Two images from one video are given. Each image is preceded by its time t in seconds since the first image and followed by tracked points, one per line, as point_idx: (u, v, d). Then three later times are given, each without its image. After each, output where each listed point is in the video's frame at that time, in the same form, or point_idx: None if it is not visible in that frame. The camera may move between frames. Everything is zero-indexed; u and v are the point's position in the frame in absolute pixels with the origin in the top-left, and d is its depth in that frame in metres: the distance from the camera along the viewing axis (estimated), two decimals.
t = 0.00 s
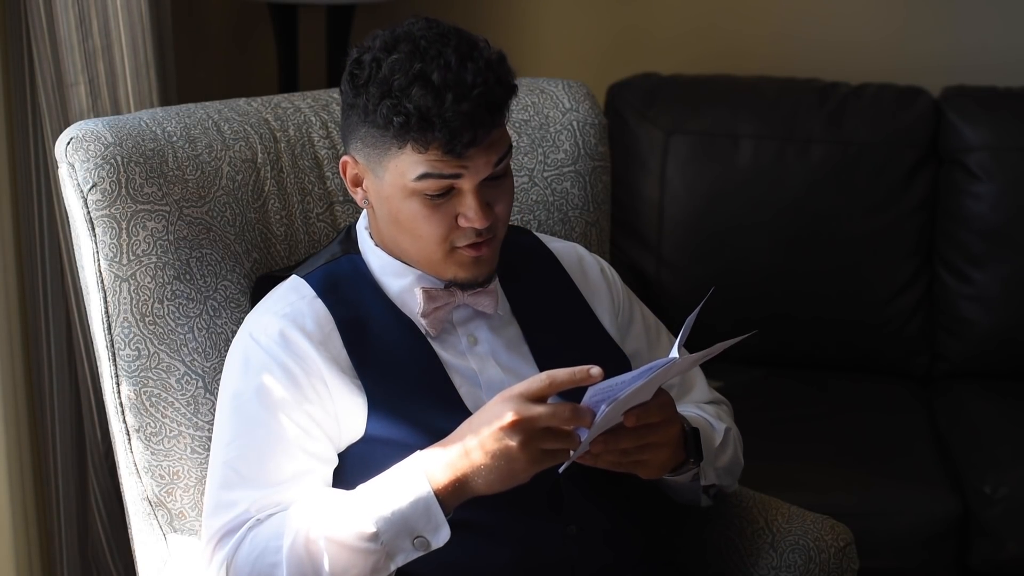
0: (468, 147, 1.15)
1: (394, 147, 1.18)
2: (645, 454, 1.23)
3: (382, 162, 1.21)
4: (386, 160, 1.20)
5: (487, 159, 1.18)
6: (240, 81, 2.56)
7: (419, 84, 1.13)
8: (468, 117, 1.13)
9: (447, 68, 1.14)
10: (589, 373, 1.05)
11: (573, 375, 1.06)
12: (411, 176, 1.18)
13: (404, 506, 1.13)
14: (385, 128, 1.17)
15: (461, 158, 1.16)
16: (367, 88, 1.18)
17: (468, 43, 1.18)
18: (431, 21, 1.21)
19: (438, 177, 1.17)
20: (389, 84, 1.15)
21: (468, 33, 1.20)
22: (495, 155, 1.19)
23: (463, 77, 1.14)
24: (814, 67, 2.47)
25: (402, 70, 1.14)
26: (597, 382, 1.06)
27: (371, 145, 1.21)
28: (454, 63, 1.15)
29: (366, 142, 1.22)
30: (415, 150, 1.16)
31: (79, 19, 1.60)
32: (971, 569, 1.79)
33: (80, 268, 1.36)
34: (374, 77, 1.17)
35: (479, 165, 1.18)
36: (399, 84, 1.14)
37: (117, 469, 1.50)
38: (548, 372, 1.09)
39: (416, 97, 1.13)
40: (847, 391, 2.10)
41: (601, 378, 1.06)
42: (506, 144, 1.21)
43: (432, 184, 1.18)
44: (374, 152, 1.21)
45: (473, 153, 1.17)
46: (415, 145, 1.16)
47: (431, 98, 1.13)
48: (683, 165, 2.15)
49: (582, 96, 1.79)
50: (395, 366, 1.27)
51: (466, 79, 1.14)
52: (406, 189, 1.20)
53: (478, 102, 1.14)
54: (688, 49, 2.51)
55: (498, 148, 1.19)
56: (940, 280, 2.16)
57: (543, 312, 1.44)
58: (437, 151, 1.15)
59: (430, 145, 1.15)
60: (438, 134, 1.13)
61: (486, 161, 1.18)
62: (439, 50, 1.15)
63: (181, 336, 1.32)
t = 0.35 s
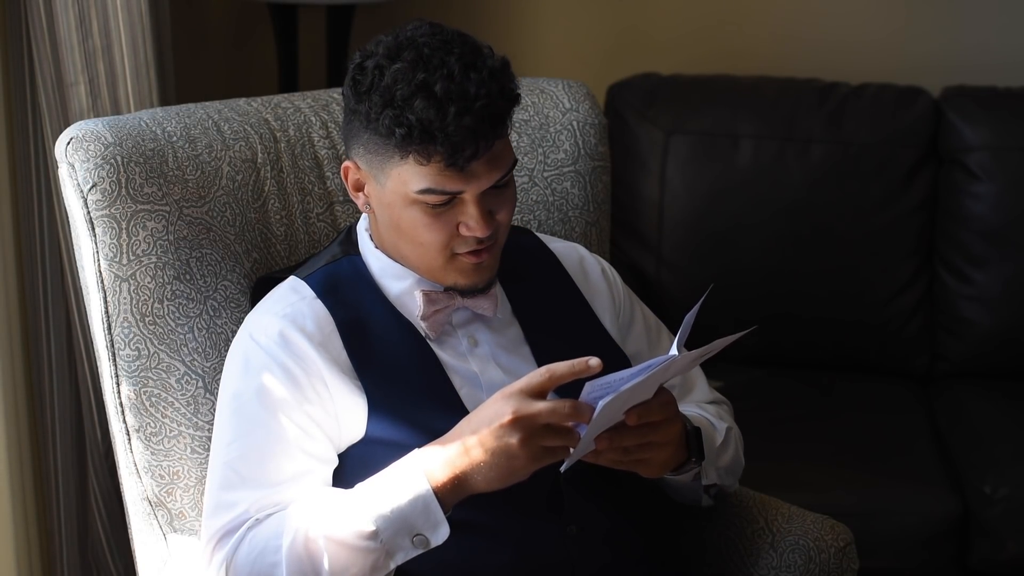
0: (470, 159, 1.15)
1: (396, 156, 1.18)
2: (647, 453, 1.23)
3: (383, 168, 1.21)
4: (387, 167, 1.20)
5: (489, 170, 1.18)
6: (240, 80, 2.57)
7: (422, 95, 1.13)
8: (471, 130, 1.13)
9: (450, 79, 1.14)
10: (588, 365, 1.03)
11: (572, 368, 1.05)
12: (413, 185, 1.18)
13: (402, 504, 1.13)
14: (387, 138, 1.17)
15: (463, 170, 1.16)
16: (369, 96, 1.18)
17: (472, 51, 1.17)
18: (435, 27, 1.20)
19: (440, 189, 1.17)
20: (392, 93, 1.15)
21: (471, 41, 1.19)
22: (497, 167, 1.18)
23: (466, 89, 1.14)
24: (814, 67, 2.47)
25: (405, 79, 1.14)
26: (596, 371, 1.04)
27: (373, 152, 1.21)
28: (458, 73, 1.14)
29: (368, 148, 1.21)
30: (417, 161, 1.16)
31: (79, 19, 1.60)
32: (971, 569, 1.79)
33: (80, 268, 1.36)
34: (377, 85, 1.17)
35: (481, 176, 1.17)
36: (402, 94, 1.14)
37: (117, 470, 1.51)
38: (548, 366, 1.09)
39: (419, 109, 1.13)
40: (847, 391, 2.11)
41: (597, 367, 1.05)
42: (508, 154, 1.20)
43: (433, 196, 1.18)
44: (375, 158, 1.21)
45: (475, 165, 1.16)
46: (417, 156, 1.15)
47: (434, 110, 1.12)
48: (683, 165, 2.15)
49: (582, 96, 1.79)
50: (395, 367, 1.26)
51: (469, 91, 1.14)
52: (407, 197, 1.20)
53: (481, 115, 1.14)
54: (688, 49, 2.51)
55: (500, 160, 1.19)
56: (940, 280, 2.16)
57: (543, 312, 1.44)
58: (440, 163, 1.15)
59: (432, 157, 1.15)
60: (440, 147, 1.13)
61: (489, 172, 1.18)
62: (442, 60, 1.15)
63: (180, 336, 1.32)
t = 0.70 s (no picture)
0: (472, 165, 1.15)
1: (398, 161, 1.18)
2: (642, 446, 1.23)
3: (385, 172, 1.21)
4: (390, 172, 1.20)
5: (491, 176, 1.18)
6: (240, 81, 2.57)
7: (424, 100, 1.13)
8: (473, 136, 1.13)
9: (453, 83, 1.14)
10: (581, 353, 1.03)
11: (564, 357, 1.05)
12: (415, 190, 1.18)
13: (399, 498, 1.13)
14: (390, 142, 1.17)
15: (465, 176, 1.16)
16: (372, 100, 1.18)
17: (475, 55, 1.17)
18: (438, 30, 1.20)
19: (442, 195, 1.17)
20: (395, 98, 1.15)
21: (474, 45, 1.19)
22: (499, 172, 1.18)
23: (469, 94, 1.14)
24: (814, 67, 2.47)
25: (408, 84, 1.14)
26: (591, 361, 1.04)
27: (375, 157, 1.21)
28: (461, 78, 1.14)
29: (370, 152, 1.21)
30: (419, 166, 1.16)
31: (78, 19, 1.60)
32: (971, 569, 1.79)
33: (79, 268, 1.36)
34: (379, 89, 1.17)
35: (483, 182, 1.17)
36: (404, 99, 1.14)
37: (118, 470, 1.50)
38: (541, 356, 1.09)
39: (421, 114, 1.13)
40: (847, 391, 2.11)
41: (594, 356, 1.04)
42: (510, 159, 1.20)
43: (435, 201, 1.18)
44: (377, 162, 1.21)
45: (477, 171, 1.16)
46: (419, 162, 1.15)
47: (436, 116, 1.12)
48: (683, 165, 2.15)
49: (581, 96, 1.79)
50: (395, 366, 1.26)
51: (472, 96, 1.14)
52: (409, 202, 1.20)
53: (484, 120, 1.14)
54: (688, 49, 2.51)
55: (502, 165, 1.19)
56: (940, 280, 2.16)
57: (543, 312, 1.44)
58: (442, 169, 1.15)
59: (434, 162, 1.15)
60: (442, 153, 1.13)
61: (490, 178, 1.18)
62: (445, 64, 1.15)
63: (180, 336, 1.32)
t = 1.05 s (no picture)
0: (477, 174, 1.15)
1: (402, 166, 1.17)
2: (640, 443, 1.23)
3: (389, 177, 1.21)
4: (394, 177, 1.20)
5: (496, 184, 1.18)
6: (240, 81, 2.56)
7: (430, 108, 1.13)
8: (479, 145, 1.13)
9: (460, 91, 1.14)
10: (577, 350, 1.03)
11: (561, 354, 1.04)
12: (419, 196, 1.18)
13: (399, 496, 1.13)
14: (395, 148, 1.16)
15: (469, 184, 1.16)
16: (378, 105, 1.18)
17: (481, 62, 1.17)
18: (446, 34, 1.20)
19: (446, 203, 1.17)
20: (401, 104, 1.15)
21: (482, 51, 1.19)
22: (504, 180, 1.18)
23: (475, 102, 1.14)
24: (814, 67, 2.47)
25: (415, 90, 1.14)
26: (586, 356, 1.03)
27: (379, 161, 1.20)
28: (468, 85, 1.14)
29: (374, 155, 1.21)
30: (424, 173, 1.16)
31: (79, 19, 1.60)
32: (971, 569, 1.79)
33: (79, 268, 1.36)
34: (385, 95, 1.17)
35: (487, 190, 1.17)
36: (411, 106, 1.14)
37: (118, 470, 1.50)
38: (540, 352, 1.08)
39: (427, 122, 1.13)
40: (847, 391, 2.11)
41: (591, 352, 1.04)
42: (515, 167, 1.20)
43: (439, 208, 1.18)
44: (382, 167, 1.21)
45: (482, 179, 1.16)
46: (424, 169, 1.15)
47: (442, 124, 1.12)
48: (683, 165, 2.15)
49: (582, 96, 1.79)
50: (395, 366, 1.26)
51: (478, 104, 1.14)
52: (413, 208, 1.20)
53: (490, 129, 1.14)
54: (688, 49, 2.51)
55: (506, 173, 1.19)
56: (940, 280, 2.16)
57: (544, 312, 1.43)
58: (446, 177, 1.15)
59: (439, 170, 1.15)
60: (448, 161, 1.14)
61: (495, 185, 1.18)
62: (452, 71, 1.15)
63: (180, 336, 1.31)
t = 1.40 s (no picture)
0: (477, 172, 1.15)
1: (402, 162, 1.17)
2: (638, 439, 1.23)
3: (389, 174, 1.21)
4: (394, 173, 1.20)
5: (496, 182, 1.18)
6: (239, 82, 2.56)
7: (432, 106, 1.13)
8: (480, 143, 1.13)
9: (462, 89, 1.14)
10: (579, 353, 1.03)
11: (563, 355, 1.04)
12: (418, 193, 1.18)
13: (399, 496, 1.13)
14: (395, 144, 1.16)
15: (469, 182, 1.16)
16: (380, 101, 1.18)
17: (484, 62, 1.17)
18: (449, 33, 1.20)
19: (445, 199, 1.17)
20: (403, 101, 1.15)
21: (484, 51, 1.19)
22: (504, 179, 1.18)
23: (477, 101, 1.14)
24: (814, 67, 2.47)
25: (417, 88, 1.14)
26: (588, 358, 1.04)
27: (380, 156, 1.20)
28: (470, 84, 1.14)
29: (374, 152, 1.21)
30: (424, 170, 1.16)
31: (79, 19, 1.60)
32: (971, 569, 1.79)
33: (79, 268, 1.36)
34: (387, 91, 1.17)
35: (487, 188, 1.17)
36: (413, 103, 1.14)
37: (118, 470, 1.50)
38: (541, 354, 1.08)
39: (429, 119, 1.13)
40: (846, 391, 2.11)
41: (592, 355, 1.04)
42: (515, 166, 1.20)
43: (439, 205, 1.18)
44: (382, 163, 1.21)
45: (483, 177, 1.16)
46: (424, 166, 1.15)
47: (444, 122, 1.12)
48: (683, 165, 2.15)
49: (582, 96, 1.79)
50: (396, 366, 1.26)
51: (480, 103, 1.14)
52: (413, 204, 1.20)
53: (491, 128, 1.14)
54: (688, 48, 2.50)
55: (507, 173, 1.19)
56: (940, 280, 2.16)
57: (544, 312, 1.43)
58: (447, 174, 1.15)
59: (439, 167, 1.15)
60: (448, 158, 1.13)
61: (495, 184, 1.18)
62: (454, 69, 1.15)
63: (180, 336, 1.31)
